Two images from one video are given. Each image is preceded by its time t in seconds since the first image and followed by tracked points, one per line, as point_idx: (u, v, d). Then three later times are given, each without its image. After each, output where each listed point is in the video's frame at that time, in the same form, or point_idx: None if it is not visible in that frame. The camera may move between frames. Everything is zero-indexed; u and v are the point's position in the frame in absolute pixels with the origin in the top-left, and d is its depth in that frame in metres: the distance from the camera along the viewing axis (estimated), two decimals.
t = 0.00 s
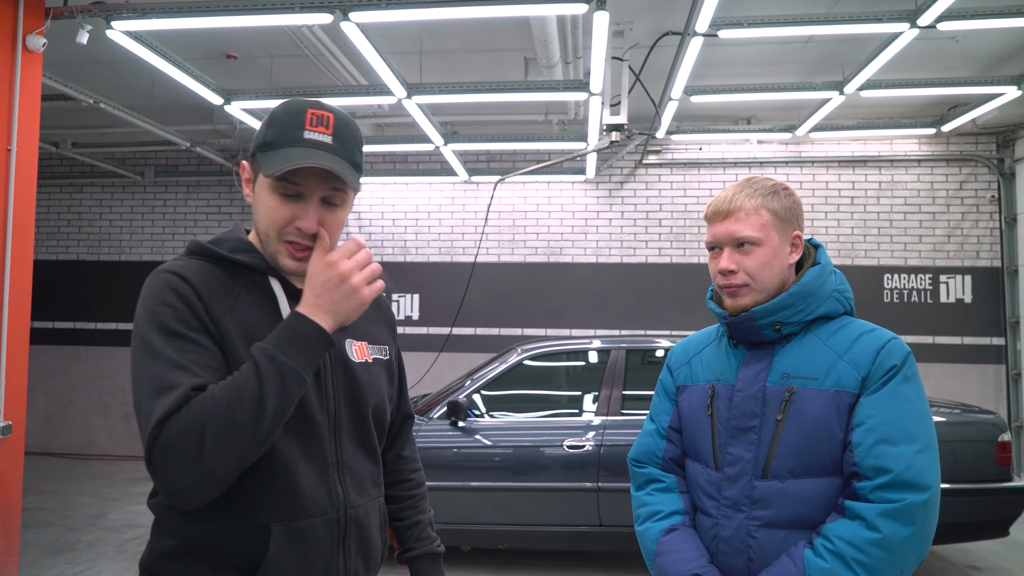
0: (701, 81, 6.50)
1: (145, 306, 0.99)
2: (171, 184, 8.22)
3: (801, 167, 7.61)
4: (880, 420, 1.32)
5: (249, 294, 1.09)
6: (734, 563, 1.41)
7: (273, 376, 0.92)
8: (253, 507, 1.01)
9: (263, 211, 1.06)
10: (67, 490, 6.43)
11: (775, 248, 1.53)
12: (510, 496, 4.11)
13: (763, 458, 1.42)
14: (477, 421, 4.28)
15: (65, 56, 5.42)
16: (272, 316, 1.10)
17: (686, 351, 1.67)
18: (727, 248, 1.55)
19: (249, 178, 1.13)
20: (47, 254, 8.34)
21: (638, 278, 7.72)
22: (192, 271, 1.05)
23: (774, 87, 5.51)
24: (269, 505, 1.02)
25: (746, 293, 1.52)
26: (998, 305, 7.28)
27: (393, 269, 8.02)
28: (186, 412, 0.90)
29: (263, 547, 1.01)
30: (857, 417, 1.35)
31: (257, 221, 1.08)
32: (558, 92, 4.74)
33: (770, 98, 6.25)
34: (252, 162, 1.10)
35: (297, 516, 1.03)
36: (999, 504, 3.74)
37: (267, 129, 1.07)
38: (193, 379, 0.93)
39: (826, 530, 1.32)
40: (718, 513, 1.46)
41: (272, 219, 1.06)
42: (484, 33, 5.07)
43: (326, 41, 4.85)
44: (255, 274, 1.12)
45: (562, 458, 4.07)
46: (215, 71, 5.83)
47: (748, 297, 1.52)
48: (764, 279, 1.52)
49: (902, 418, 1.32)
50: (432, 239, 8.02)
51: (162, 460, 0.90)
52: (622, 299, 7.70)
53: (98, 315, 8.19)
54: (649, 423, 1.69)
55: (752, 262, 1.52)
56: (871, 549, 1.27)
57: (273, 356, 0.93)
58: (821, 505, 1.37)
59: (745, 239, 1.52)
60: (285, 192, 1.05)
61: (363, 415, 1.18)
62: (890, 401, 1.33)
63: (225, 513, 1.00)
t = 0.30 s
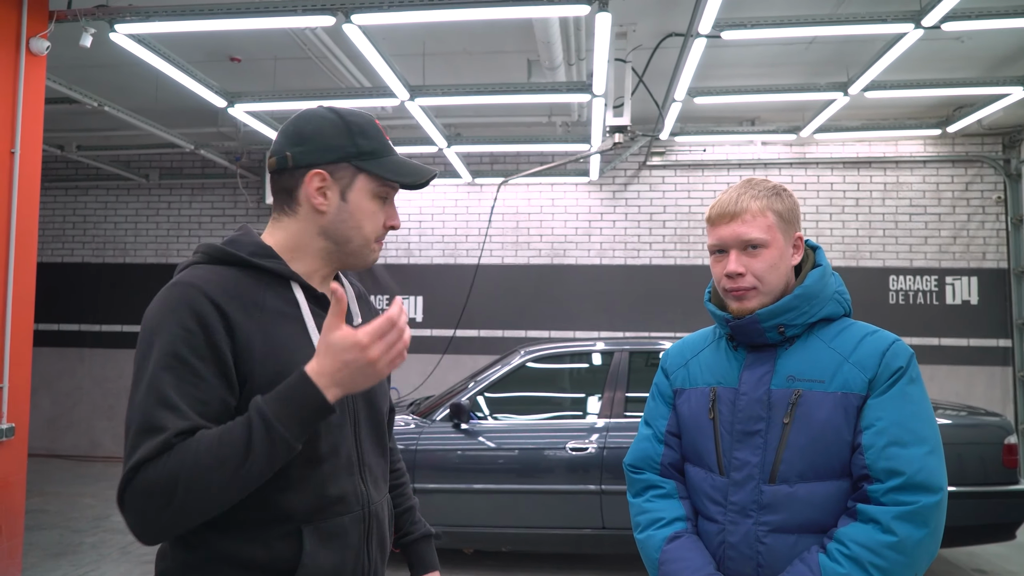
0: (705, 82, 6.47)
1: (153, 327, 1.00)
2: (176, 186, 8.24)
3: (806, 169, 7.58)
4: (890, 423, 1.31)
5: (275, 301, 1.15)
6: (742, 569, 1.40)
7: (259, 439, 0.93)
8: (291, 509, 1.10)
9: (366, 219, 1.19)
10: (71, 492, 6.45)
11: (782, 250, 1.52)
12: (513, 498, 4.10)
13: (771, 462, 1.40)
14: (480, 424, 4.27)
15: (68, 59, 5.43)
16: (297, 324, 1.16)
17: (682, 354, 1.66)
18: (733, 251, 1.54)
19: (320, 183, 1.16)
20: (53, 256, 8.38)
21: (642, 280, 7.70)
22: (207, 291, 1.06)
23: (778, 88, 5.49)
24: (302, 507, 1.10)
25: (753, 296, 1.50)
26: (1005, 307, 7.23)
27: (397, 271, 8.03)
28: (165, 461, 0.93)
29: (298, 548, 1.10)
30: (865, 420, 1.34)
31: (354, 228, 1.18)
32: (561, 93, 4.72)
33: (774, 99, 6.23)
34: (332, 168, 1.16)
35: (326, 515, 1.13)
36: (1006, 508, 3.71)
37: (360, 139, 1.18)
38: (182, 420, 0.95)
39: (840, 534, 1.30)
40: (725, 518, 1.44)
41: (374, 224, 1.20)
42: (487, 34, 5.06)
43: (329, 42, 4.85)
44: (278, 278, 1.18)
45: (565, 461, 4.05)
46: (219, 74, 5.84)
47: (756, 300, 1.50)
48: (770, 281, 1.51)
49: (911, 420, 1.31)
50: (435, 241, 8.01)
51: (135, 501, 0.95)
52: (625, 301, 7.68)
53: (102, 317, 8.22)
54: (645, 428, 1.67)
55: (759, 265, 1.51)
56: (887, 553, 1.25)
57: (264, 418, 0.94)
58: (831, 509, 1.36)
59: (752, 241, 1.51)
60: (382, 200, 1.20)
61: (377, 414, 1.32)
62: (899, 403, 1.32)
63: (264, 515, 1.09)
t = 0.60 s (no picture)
0: (707, 83, 6.46)
1: (166, 326, 0.95)
2: (179, 188, 8.26)
3: (809, 170, 7.55)
4: (890, 424, 1.30)
5: (285, 298, 1.13)
6: (741, 572, 1.38)
7: (274, 459, 0.93)
8: (309, 509, 1.08)
9: (366, 217, 1.22)
10: (75, 493, 6.46)
11: (781, 250, 1.51)
12: (515, 500, 4.09)
13: (770, 463, 1.39)
14: (481, 425, 4.26)
15: (71, 61, 5.45)
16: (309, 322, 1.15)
17: (678, 354, 1.64)
18: (732, 251, 1.53)
19: (336, 184, 1.15)
20: (57, 257, 8.41)
21: (644, 281, 7.68)
22: (225, 291, 1.02)
23: (780, 89, 5.47)
24: (321, 505, 1.09)
25: (753, 296, 1.50)
26: (1010, 308, 7.19)
27: (400, 273, 8.03)
28: (172, 473, 0.91)
29: (320, 546, 1.08)
30: (865, 420, 1.33)
31: (357, 226, 1.21)
32: (563, 94, 4.71)
33: (776, 100, 6.21)
34: (346, 169, 1.16)
35: (341, 512, 1.12)
36: (1011, 510, 3.69)
37: (367, 140, 1.20)
38: (192, 430, 0.93)
39: (841, 536, 1.29)
40: (723, 521, 1.42)
41: (368, 222, 1.24)
42: (488, 36, 5.06)
43: (330, 44, 4.86)
44: (282, 275, 1.16)
45: (567, 462, 4.04)
46: (221, 76, 5.86)
47: (755, 300, 1.49)
48: (770, 281, 1.50)
49: (912, 421, 1.30)
50: (438, 242, 8.01)
51: (134, 508, 0.92)
52: (628, 302, 7.67)
53: (106, 318, 8.24)
54: (640, 429, 1.66)
55: (760, 264, 1.50)
56: (889, 554, 1.24)
57: (281, 439, 0.94)
58: (831, 511, 1.35)
59: (752, 241, 1.50)
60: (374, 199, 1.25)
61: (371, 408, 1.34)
62: (900, 404, 1.32)
63: (282, 518, 1.06)
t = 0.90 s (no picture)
0: (710, 82, 6.43)
1: (164, 326, 0.92)
2: (181, 188, 8.27)
3: (812, 169, 7.52)
4: (887, 422, 1.27)
5: (276, 295, 1.11)
6: (727, 569, 1.37)
7: (289, 455, 0.93)
8: (302, 512, 1.06)
9: (348, 214, 1.23)
10: (77, 493, 6.48)
11: (770, 246, 1.48)
12: (517, 500, 4.08)
13: (760, 461, 1.37)
14: (483, 425, 4.25)
15: (72, 62, 5.46)
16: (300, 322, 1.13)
17: (677, 352, 1.63)
18: (719, 248, 1.51)
19: (324, 180, 1.15)
20: (60, 258, 8.43)
21: (647, 281, 7.66)
22: (223, 288, 0.99)
23: (783, 88, 5.44)
24: (314, 508, 1.08)
25: (739, 292, 1.48)
26: (1015, 308, 7.15)
27: (402, 273, 8.04)
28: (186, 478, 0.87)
29: (315, 550, 1.07)
30: (861, 420, 1.30)
31: (340, 223, 1.22)
32: (564, 93, 4.70)
33: (779, 99, 6.19)
34: (332, 166, 1.16)
35: (334, 514, 1.11)
36: (1015, 511, 3.66)
37: (350, 137, 1.20)
38: (202, 431, 0.90)
39: (839, 531, 1.27)
40: (712, 517, 1.41)
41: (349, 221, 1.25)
42: (489, 35, 5.05)
43: (331, 45, 4.86)
44: (272, 272, 1.13)
45: (568, 463, 4.03)
46: (222, 76, 5.86)
47: (742, 297, 1.48)
48: (757, 278, 1.47)
49: (911, 419, 1.27)
50: (440, 242, 8.00)
51: (142, 519, 0.88)
52: (630, 302, 7.65)
53: (108, 319, 8.26)
54: (637, 427, 1.66)
55: (745, 261, 1.47)
56: (885, 551, 1.22)
57: (293, 433, 0.94)
58: (822, 511, 1.33)
59: (737, 238, 1.48)
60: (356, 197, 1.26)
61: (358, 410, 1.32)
62: (896, 401, 1.29)
63: (272, 522, 1.03)
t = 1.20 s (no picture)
0: (713, 81, 6.40)
1: (144, 326, 0.91)
2: (186, 189, 8.30)
3: (817, 168, 7.47)
4: (873, 427, 1.22)
5: (262, 295, 1.10)
6: (714, 570, 1.35)
7: (273, 458, 0.92)
8: (288, 516, 1.05)
9: (339, 215, 1.22)
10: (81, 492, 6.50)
11: (760, 245, 1.45)
12: (519, 501, 4.06)
13: (749, 462, 1.34)
14: (485, 426, 4.24)
15: (76, 63, 5.48)
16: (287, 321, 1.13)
17: (683, 353, 1.62)
18: (709, 248, 1.48)
19: (313, 181, 1.14)
20: (65, 259, 8.46)
21: (651, 281, 7.64)
22: (206, 288, 0.99)
23: (786, 87, 5.41)
24: (300, 510, 1.07)
25: (731, 293, 1.45)
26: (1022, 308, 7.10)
27: (406, 273, 8.04)
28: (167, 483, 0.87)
29: (303, 553, 1.06)
30: (849, 424, 1.25)
31: (330, 224, 1.21)
32: (566, 93, 4.68)
33: (783, 98, 6.16)
34: (322, 166, 1.15)
35: (323, 517, 1.10)
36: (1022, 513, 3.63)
37: (342, 136, 1.19)
38: (182, 435, 0.89)
39: (817, 538, 1.23)
40: (702, 518, 1.39)
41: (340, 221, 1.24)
42: (492, 34, 5.04)
43: (333, 45, 4.86)
44: (260, 271, 1.14)
45: (571, 464, 4.01)
46: (225, 77, 5.87)
47: (734, 297, 1.45)
48: (747, 277, 1.44)
49: (899, 424, 1.21)
50: (444, 242, 8.00)
51: (125, 523, 0.88)
52: (634, 303, 7.63)
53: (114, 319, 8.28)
54: (644, 427, 1.66)
55: (734, 260, 1.44)
56: (860, 561, 1.17)
57: (276, 435, 0.93)
58: (809, 515, 1.29)
59: (726, 238, 1.45)
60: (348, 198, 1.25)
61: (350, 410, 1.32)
62: (884, 406, 1.22)
63: (257, 527, 1.03)
